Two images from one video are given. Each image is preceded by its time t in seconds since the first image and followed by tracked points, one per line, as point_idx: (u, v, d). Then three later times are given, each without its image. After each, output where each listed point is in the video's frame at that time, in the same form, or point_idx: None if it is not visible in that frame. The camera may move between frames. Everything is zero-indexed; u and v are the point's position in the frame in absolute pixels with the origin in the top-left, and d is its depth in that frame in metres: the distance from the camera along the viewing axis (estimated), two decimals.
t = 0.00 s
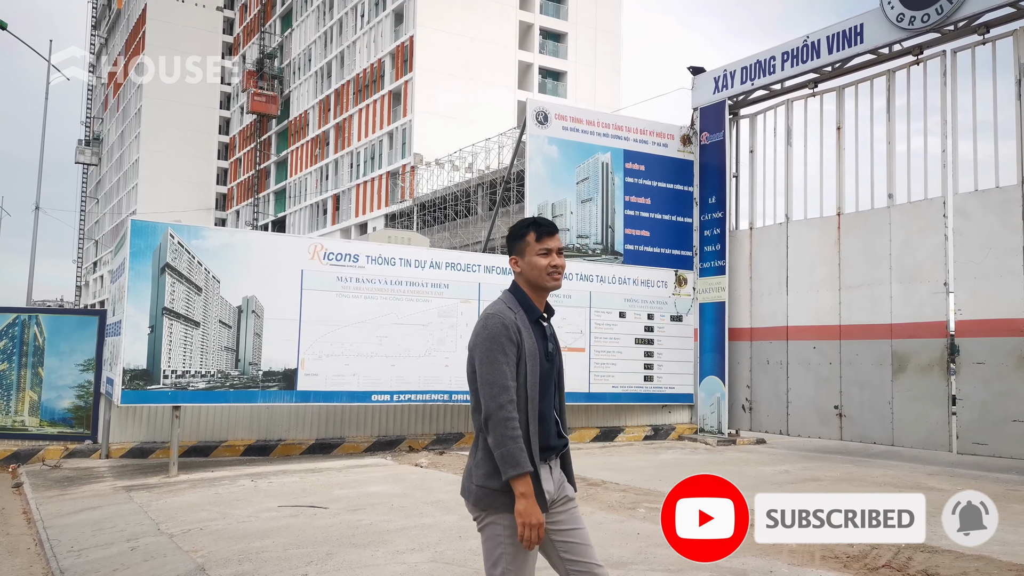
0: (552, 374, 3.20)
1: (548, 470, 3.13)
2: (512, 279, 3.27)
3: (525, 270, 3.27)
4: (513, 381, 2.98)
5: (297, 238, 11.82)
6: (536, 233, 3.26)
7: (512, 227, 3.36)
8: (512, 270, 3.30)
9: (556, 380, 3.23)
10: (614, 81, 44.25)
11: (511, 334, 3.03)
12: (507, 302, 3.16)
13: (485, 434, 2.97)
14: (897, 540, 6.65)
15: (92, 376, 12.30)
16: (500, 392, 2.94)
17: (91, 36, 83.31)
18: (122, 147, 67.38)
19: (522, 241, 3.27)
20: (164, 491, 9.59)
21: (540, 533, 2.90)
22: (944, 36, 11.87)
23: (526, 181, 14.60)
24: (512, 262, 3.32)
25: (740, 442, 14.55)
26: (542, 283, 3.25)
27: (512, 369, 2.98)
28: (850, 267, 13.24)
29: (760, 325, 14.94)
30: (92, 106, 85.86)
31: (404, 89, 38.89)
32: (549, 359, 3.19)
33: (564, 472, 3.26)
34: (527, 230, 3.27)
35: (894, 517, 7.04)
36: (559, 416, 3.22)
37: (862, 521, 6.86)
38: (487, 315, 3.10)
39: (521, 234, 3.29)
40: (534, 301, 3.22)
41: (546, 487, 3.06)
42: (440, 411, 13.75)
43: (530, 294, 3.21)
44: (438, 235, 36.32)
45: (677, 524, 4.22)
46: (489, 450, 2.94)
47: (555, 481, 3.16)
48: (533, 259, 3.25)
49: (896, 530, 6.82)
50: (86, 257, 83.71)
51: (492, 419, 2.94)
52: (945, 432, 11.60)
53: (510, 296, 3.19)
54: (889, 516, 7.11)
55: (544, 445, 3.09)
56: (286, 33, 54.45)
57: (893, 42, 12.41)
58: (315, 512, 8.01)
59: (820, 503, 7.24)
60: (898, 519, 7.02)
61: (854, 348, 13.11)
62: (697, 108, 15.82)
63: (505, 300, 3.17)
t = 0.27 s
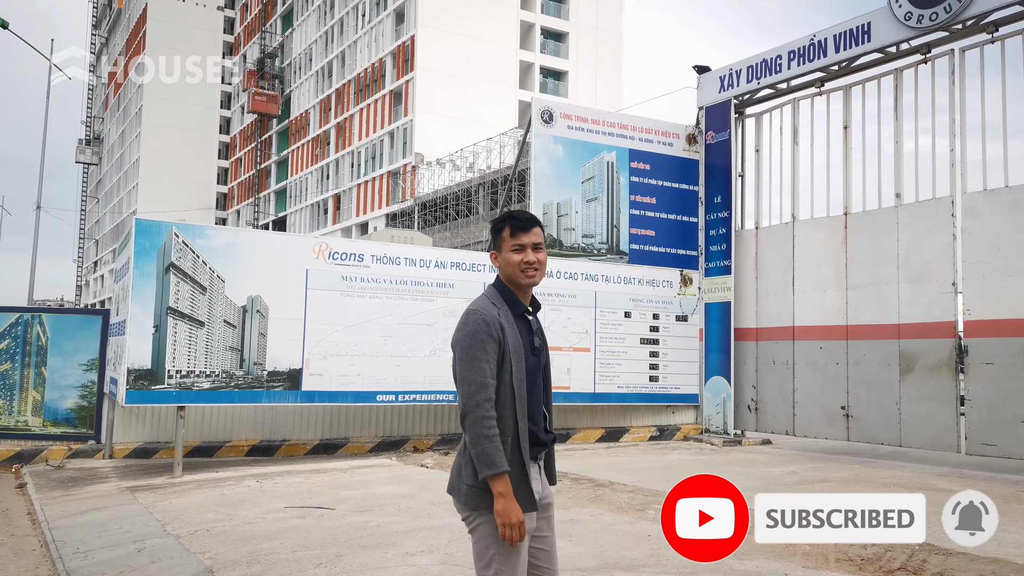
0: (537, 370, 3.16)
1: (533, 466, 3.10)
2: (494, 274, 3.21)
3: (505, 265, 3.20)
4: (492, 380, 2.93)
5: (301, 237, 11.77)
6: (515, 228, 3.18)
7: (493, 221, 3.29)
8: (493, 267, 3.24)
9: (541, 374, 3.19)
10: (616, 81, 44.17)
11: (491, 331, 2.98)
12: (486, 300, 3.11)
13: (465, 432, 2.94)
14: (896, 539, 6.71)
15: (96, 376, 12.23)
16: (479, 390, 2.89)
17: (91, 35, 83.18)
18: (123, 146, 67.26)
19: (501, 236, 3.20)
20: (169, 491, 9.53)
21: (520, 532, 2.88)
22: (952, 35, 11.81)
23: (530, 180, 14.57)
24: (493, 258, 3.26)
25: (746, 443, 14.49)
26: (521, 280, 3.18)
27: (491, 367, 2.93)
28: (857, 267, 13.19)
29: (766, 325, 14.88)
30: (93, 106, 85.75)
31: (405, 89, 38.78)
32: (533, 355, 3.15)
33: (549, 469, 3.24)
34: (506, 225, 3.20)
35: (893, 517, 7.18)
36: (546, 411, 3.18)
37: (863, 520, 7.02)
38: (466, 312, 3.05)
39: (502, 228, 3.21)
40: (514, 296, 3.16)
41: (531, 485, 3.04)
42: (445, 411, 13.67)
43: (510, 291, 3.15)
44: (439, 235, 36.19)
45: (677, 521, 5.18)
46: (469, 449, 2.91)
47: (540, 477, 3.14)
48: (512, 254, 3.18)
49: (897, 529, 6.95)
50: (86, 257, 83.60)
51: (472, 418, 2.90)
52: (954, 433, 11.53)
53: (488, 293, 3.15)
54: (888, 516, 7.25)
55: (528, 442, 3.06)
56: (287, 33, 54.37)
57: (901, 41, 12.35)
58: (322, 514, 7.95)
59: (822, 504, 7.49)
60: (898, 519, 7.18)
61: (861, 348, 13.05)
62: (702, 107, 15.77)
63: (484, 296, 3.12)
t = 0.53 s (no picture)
0: (532, 378, 3.13)
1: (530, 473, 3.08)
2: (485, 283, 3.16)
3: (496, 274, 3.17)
4: (491, 389, 2.88)
5: (308, 238, 11.71)
6: (509, 236, 3.14)
7: (483, 229, 3.24)
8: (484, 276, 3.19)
9: (535, 379, 3.16)
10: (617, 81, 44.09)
11: (490, 340, 2.93)
12: (479, 309, 3.07)
13: (464, 444, 2.88)
14: (893, 540, 6.71)
15: (101, 377, 12.19)
16: (479, 401, 2.84)
17: (92, 34, 83.13)
18: (123, 147, 67.18)
19: (494, 245, 3.16)
20: (177, 494, 9.46)
21: (515, 545, 2.79)
22: (962, 35, 11.76)
23: (537, 181, 14.54)
24: (483, 267, 3.23)
25: (753, 444, 14.46)
26: (512, 290, 3.15)
27: (491, 378, 2.88)
28: (865, 268, 13.14)
29: (774, 326, 14.84)
30: (93, 106, 85.64)
31: (406, 89, 38.71)
32: (529, 363, 3.12)
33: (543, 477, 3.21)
34: (499, 233, 3.16)
35: (899, 516, 7.20)
36: (541, 417, 3.16)
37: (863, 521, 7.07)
38: (462, 321, 2.99)
39: (493, 237, 3.17)
40: (508, 304, 3.13)
41: (529, 493, 3.00)
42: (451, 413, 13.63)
43: (504, 300, 3.13)
44: (441, 235, 36.08)
45: (677, 524, 5.23)
46: (469, 460, 2.86)
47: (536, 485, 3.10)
48: (505, 262, 3.14)
49: (896, 530, 6.92)
50: (86, 257, 83.46)
51: (472, 430, 2.84)
52: (964, 435, 11.47)
53: (482, 301, 3.10)
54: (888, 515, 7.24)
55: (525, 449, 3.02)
56: (288, 33, 54.25)
57: (910, 41, 12.30)
58: (332, 517, 7.88)
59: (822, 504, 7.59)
60: (898, 519, 7.14)
61: (870, 349, 13.00)
62: (709, 108, 15.75)
63: (477, 306, 3.07)
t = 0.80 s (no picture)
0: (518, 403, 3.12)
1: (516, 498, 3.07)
2: (480, 312, 3.05)
3: (494, 303, 3.10)
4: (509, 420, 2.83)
5: (314, 242, 11.68)
6: (510, 267, 3.10)
7: (473, 253, 3.11)
8: (478, 307, 3.07)
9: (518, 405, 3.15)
10: (617, 85, 44.08)
11: (508, 372, 2.86)
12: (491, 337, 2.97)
13: (480, 476, 2.79)
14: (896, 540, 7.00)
15: (105, 382, 12.09)
16: (502, 432, 2.78)
17: (92, 38, 83.15)
18: (123, 150, 67.14)
19: (495, 275, 3.07)
20: (182, 499, 9.41)
21: None
22: (969, 39, 11.76)
23: (543, 186, 14.67)
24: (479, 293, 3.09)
25: (759, 449, 14.42)
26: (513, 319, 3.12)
27: (511, 410, 2.84)
28: (872, 272, 13.11)
29: (780, 330, 14.82)
30: (93, 109, 85.59)
31: (407, 93, 38.72)
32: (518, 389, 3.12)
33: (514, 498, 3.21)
34: (499, 262, 3.08)
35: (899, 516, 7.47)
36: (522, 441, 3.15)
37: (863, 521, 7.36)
38: (477, 351, 2.87)
39: (492, 265, 3.07)
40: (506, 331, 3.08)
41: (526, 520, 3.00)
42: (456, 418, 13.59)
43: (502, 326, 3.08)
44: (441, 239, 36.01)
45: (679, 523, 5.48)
46: (484, 491, 2.78)
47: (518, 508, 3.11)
48: (507, 293, 3.09)
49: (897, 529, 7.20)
50: (86, 260, 83.35)
51: (494, 462, 2.78)
52: (972, 440, 11.43)
53: (489, 330, 3.00)
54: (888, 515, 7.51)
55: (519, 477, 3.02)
56: (289, 36, 54.22)
57: (916, 45, 12.30)
58: (340, 523, 7.83)
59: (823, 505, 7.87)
60: (898, 518, 7.40)
61: (877, 354, 12.97)
62: (713, 112, 15.80)
63: (488, 335, 2.96)
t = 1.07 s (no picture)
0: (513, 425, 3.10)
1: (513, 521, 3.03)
2: (477, 336, 2.99)
3: (490, 326, 3.04)
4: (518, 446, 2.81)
5: (318, 269, 11.68)
6: (505, 289, 3.08)
7: (469, 277, 3.04)
8: (475, 329, 3.01)
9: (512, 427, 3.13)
10: (616, 112, 44.35)
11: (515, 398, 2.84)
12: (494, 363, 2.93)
13: (492, 503, 2.76)
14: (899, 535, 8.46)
15: (105, 409, 12.07)
16: (513, 458, 2.76)
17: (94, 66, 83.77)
18: (124, 176, 67.38)
19: (493, 297, 3.02)
20: (183, 529, 9.31)
21: None
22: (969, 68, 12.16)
23: (545, 212, 14.90)
24: (473, 315, 3.03)
25: (762, 477, 14.33)
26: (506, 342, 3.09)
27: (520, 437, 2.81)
28: (876, 299, 13.10)
29: (782, 358, 14.80)
30: (95, 137, 86.02)
31: (407, 120, 38.98)
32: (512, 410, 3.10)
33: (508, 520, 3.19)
34: (496, 285, 3.05)
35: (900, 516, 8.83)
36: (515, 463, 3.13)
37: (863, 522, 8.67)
38: (482, 378, 2.81)
39: (489, 288, 3.04)
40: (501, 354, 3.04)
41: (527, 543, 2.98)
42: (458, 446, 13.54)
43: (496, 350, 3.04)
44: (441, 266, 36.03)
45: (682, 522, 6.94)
46: (498, 519, 2.75)
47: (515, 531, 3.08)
48: (504, 316, 3.06)
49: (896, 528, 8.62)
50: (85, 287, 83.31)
51: (506, 490, 2.75)
52: (978, 469, 11.38)
53: (489, 356, 2.95)
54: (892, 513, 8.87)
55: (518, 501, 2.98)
56: (290, 64, 54.66)
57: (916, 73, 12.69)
58: (342, 553, 7.75)
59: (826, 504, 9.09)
60: (899, 519, 8.81)
61: (881, 381, 12.93)
62: (715, 139, 15.96)
63: (490, 362, 2.92)
